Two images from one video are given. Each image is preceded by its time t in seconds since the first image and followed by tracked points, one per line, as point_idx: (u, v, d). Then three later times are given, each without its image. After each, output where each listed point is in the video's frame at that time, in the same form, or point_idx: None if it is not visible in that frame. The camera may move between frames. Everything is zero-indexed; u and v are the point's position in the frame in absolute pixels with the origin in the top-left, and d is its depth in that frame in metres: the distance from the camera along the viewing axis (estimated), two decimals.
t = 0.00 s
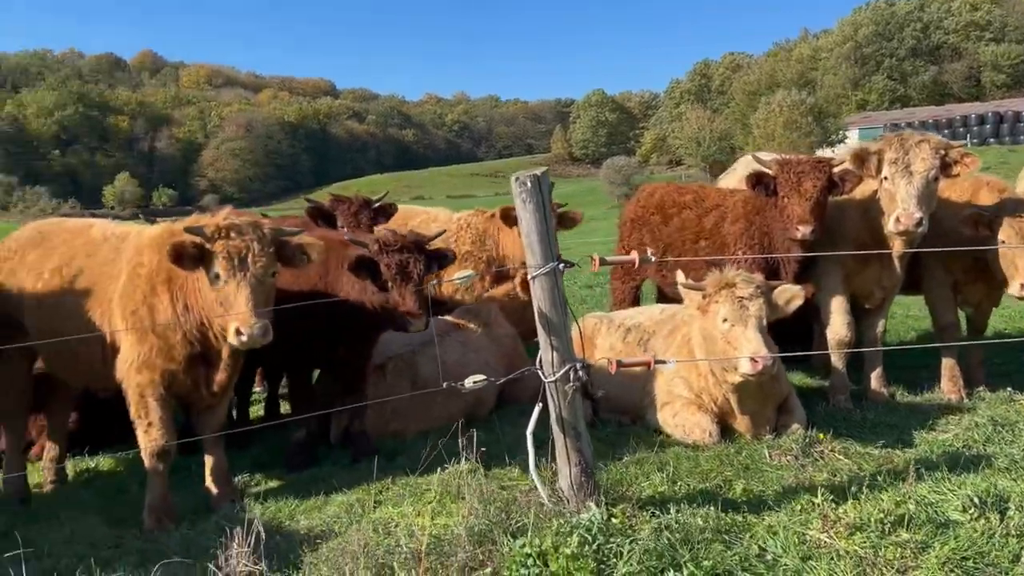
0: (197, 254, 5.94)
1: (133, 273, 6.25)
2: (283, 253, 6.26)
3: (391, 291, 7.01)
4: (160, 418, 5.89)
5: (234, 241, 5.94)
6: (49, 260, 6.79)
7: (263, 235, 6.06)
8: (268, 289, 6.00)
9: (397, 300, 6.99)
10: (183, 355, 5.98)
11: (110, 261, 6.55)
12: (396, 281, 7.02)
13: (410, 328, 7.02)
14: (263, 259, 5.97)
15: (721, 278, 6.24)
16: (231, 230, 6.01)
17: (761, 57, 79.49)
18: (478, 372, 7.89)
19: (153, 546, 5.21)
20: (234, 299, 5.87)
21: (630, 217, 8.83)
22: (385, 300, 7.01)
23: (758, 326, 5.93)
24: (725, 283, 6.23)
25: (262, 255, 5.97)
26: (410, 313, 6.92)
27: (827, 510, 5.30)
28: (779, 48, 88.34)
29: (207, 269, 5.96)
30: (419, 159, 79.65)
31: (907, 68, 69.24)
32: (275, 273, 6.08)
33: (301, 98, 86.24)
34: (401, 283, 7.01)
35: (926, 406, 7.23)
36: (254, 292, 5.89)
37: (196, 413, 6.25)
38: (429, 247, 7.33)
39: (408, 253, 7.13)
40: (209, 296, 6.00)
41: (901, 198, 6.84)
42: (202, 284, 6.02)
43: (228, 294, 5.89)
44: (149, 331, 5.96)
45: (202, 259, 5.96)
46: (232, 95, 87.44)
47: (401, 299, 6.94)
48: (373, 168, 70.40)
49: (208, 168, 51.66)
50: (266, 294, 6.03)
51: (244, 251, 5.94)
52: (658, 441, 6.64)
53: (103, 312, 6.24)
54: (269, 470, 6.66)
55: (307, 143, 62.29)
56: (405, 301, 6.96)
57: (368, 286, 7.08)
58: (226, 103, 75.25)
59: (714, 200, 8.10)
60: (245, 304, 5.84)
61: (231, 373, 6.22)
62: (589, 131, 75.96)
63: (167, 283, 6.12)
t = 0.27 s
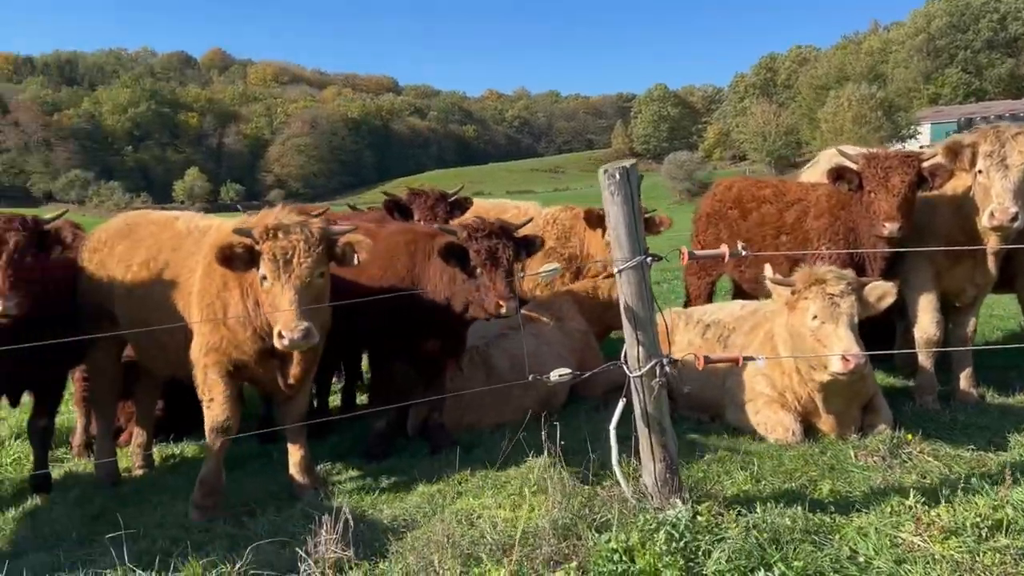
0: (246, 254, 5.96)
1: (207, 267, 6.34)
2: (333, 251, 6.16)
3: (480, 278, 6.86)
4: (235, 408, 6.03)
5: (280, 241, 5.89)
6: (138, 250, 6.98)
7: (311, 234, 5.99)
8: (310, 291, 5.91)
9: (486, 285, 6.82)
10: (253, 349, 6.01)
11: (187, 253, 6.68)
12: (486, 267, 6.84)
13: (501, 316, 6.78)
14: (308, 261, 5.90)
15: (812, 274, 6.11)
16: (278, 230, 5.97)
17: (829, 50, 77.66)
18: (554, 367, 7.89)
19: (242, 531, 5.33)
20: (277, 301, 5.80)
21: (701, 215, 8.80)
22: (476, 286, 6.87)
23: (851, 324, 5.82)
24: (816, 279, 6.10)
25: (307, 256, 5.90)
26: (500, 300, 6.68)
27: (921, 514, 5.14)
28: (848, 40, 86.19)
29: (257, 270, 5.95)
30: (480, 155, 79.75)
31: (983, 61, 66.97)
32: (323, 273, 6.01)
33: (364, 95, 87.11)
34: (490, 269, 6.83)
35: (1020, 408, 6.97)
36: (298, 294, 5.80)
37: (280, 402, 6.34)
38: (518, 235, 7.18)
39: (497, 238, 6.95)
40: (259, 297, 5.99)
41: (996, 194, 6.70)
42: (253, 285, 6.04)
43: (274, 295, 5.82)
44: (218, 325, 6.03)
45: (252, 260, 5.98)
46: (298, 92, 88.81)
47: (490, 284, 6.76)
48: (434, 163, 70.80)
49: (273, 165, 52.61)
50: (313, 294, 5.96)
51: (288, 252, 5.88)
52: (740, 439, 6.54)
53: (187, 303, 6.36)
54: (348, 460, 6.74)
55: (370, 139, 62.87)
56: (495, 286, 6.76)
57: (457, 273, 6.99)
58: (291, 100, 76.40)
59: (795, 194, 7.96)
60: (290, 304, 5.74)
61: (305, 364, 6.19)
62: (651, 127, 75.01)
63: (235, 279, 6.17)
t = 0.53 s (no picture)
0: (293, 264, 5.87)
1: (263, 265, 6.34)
2: (379, 263, 5.98)
3: (564, 269, 6.59)
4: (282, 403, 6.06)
5: (325, 255, 5.75)
6: (210, 242, 7.06)
7: (357, 247, 5.84)
8: (357, 307, 5.73)
9: (570, 278, 6.56)
10: (300, 345, 6.01)
11: (247, 245, 6.70)
12: (570, 260, 6.58)
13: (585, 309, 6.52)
14: (353, 275, 5.73)
15: (908, 269, 5.94)
16: (323, 243, 5.84)
17: (902, 42, 75.29)
18: (629, 362, 7.79)
19: (325, 518, 5.40)
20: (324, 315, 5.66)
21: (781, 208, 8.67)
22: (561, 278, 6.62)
23: (948, 322, 5.67)
24: (911, 274, 5.93)
25: (353, 271, 5.74)
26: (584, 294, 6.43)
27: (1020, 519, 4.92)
28: (922, 33, 83.43)
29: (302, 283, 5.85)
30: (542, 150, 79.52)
31: None
32: (370, 288, 5.82)
33: (429, 90, 87.75)
34: (574, 262, 6.56)
35: None
36: (342, 311, 5.64)
37: (351, 394, 6.26)
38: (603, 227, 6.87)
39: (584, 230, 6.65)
40: (307, 308, 5.88)
41: None
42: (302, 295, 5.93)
43: (319, 307, 5.71)
44: (272, 323, 6.06)
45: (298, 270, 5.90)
46: (364, 88, 90.00)
47: (574, 278, 6.49)
48: (496, 158, 70.86)
49: (338, 161, 53.45)
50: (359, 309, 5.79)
51: (332, 266, 5.74)
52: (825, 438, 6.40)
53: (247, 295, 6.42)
54: (425, 450, 6.77)
55: (433, 135, 63.23)
56: (579, 280, 6.49)
57: (540, 264, 6.77)
58: (356, 96, 77.27)
59: (881, 188, 7.83)
60: (334, 324, 5.59)
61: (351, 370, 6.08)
62: (715, 122, 72.25)
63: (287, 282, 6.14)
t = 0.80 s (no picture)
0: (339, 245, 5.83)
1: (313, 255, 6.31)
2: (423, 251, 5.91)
3: (642, 264, 6.31)
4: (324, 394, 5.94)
5: (372, 237, 5.73)
6: (279, 231, 7.07)
7: (403, 231, 5.80)
8: (399, 290, 5.65)
9: (648, 273, 6.28)
10: (343, 337, 5.88)
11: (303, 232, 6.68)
12: (649, 255, 6.29)
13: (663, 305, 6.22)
14: (398, 257, 5.68)
15: (1001, 267, 5.75)
16: (371, 225, 5.82)
17: (976, 32, 72.74)
18: (701, 358, 7.72)
19: (402, 507, 5.46)
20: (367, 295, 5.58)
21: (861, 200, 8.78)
22: (636, 271, 6.36)
23: None
24: (1005, 272, 5.73)
25: (398, 252, 5.69)
26: (660, 290, 6.14)
27: None
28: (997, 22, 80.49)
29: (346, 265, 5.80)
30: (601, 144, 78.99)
31: None
32: (413, 272, 5.76)
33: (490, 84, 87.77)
34: (653, 257, 6.27)
35: None
36: (385, 293, 5.57)
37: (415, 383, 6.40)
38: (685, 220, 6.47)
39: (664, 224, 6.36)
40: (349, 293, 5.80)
41: None
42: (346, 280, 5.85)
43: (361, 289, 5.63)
44: (320, 313, 5.98)
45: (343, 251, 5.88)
46: (425, 82, 90.51)
47: (652, 273, 6.22)
48: (556, 152, 70.65)
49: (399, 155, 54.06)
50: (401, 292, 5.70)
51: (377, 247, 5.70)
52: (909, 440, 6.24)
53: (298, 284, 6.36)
54: (498, 442, 6.78)
55: (492, 129, 63.26)
56: (657, 276, 6.21)
57: (617, 257, 6.51)
58: (417, 91, 77.79)
59: (968, 184, 7.93)
60: (377, 305, 5.52)
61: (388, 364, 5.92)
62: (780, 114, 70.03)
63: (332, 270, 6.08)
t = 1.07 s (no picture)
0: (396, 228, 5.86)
1: (371, 250, 6.35)
2: (479, 229, 5.90)
3: (719, 262, 6.21)
4: (391, 387, 5.97)
5: (428, 215, 5.75)
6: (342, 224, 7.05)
7: (459, 209, 5.81)
8: (457, 266, 5.66)
9: (726, 272, 6.19)
10: (404, 329, 5.89)
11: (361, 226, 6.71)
12: (726, 252, 6.20)
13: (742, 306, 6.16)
14: (455, 234, 5.68)
15: None
16: (426, 204, 5.84)
17: None
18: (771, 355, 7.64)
19: (478, 499, 5.51)
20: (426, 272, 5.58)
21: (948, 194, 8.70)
22: (713, 271, 6.24)
23: None
24: None
25: (455, 230, 5.69)
26: (740, 289, 6.08)
27: None
28: None
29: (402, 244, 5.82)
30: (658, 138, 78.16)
31: None
32: (469, 249, 5.76)
33: (545, 78, 87.47)
34: (731, 254, 6.17)
35: None
36: (443, 268, 5.57)
37: (479, 383, 6.42)
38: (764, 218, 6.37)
39: (742, 221, 6.26)
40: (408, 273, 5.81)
41: None
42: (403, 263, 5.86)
43: (420, 266, 5.64)
44: (381, 309, 6.01)
45: (400, 232, 5.91)
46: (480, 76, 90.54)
47: (730, 273, 6.15)
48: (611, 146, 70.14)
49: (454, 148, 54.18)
50: (459, 269, 5.70)
51: (435, 226, 5.71)
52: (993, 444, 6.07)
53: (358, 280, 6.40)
54: (568, 436, 6.78)
55: (548, 123, 63.03)
56: (737, 276, 6.14)
57: (692, 256, 6.34)
58: (473, 85, 77.85)
59: None
60: (435, 279, 5.51)
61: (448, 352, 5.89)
62: (842, 107, 67.99)
63: (391, 260, 6.12)
